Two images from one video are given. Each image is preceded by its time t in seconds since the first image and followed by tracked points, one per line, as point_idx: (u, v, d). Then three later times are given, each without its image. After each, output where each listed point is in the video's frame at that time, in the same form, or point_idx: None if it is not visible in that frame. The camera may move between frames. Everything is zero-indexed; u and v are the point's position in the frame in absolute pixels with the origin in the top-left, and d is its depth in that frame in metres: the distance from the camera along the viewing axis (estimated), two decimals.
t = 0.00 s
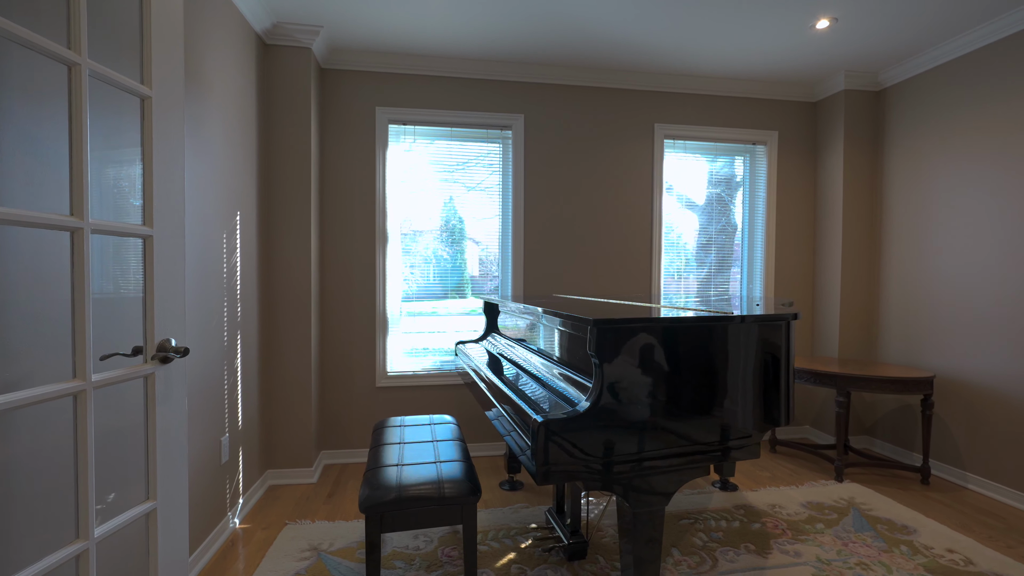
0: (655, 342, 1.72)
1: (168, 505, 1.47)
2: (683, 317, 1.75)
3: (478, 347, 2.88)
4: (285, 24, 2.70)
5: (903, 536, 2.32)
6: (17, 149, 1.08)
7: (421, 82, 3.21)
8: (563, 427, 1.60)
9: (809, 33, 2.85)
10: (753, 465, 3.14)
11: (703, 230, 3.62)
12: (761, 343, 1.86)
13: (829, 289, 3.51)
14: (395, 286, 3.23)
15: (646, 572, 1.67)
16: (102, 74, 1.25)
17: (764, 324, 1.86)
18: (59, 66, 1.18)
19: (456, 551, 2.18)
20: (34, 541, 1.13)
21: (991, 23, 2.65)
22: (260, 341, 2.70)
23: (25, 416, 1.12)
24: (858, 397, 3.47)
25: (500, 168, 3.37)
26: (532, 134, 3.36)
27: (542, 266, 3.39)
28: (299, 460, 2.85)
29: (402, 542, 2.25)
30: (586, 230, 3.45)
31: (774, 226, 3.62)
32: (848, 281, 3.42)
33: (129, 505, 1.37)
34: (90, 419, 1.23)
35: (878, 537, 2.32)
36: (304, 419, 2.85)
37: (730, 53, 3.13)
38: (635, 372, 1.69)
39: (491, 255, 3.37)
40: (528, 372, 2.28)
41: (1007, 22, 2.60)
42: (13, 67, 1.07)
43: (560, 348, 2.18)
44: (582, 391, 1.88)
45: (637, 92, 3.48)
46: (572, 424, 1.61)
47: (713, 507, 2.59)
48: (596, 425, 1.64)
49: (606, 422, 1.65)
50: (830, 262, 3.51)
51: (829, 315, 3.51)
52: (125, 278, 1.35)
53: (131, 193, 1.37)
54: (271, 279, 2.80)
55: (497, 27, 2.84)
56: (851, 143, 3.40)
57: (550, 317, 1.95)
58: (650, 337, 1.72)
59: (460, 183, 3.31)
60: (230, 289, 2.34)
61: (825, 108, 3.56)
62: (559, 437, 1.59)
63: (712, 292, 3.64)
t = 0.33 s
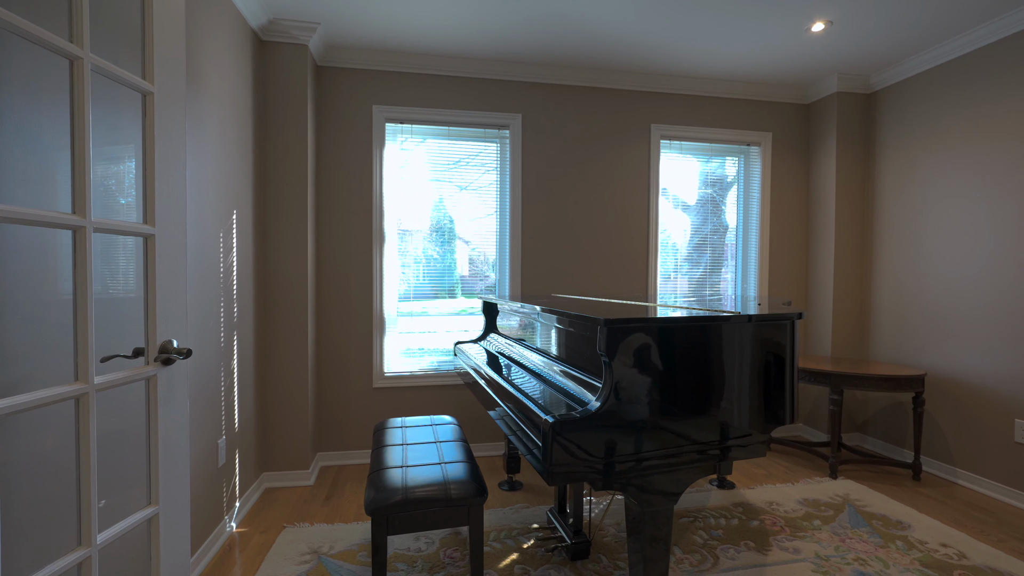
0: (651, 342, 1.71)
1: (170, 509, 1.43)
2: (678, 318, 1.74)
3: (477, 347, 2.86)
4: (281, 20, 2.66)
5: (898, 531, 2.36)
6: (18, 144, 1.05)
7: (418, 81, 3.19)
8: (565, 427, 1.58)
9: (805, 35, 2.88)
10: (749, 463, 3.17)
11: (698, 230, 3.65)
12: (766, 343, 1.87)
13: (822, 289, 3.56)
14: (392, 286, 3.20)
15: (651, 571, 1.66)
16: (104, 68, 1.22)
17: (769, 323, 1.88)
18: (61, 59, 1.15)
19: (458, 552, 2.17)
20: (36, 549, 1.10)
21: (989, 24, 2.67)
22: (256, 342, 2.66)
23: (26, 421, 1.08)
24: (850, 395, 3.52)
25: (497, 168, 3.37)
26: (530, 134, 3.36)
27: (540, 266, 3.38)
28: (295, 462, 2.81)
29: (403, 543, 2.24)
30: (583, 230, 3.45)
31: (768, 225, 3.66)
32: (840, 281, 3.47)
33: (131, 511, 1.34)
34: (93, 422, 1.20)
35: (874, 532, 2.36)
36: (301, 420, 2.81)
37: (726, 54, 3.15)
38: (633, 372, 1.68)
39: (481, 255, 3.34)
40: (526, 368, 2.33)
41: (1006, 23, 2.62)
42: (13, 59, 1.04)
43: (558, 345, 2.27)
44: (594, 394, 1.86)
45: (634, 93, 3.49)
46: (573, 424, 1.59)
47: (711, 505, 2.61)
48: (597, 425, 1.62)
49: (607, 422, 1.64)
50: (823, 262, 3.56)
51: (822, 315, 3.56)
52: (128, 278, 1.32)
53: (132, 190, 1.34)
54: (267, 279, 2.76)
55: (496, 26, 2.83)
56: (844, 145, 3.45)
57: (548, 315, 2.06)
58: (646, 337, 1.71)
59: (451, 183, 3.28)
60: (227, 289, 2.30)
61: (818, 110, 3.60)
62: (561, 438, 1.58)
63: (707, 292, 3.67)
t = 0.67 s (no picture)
0: (642, 342, 1.71)
1: (168, 515, 1.40)
2: (667, 318, 1.73)
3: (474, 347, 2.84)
4: (274, 16, 2.62)
5: (888, 525, 2.42)
6: (12, 138, 1.01)
7: (411, 79, 3.17)
8: (571, 426, 1.58)
9: (795, 39, 2.93)
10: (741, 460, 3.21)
11: (690, 230, 3.68)
12: (768, 342, 1.89)
13: (810, 288, 3.63)
14: (385, 285, 3.17)
15: (653, 569, 1.66)
16: (101, 61, 1.19)
17: (770, 323, 1.90)
18: (57, 51, 1.11)
19: (457, 553, 2.15)
20: (32, 558, 1.06)
21: (975, 29, 2.73)
22: (248, 343, 2.61)
23: (21, 425, 1.05)
24: (837, 393, 3.59)
25: (491, 167, 3.36)
26: (524, 134, 3.36)
27: (534, 266, 3.38)
28: (287, 464, 2.77)
29: (401, 546, 2.22)
30: (577, 230, 3.46)
31: (758, 226, 3.71)
32: (829, 280, 3.54)
33: (128, 516, 1.30)
34: (90, 427, 1.17)
35: (864, 526, 2.41)
36: (293, 422, 2.77)
37: (717, 56, 3.19)
38: (626, 373, 1.67)
39: (467, 254, 3.31)
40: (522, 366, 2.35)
41: (991, 29, 2.68)
42: (6, 50, 1.00)
43: (552, 344, 2.30)
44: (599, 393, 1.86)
45: (626, 94, 3.51)
46: (579, 423, 1.59)
47: (706, 502, 2.64)
48: (596, 425, 1.62)
49: (605, 422, 1.63)
50: (811, 262, 3.62)
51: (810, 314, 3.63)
52: (123, 277, 1.29)
53: (129, 187, 1.31)
54: (259, 279, 2.72)
55: (492, 24, 2.82)
56: (831, 147, 3.52)
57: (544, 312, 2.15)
58: (638, 337, 1.71)
59: (443, 182, 3.26)
60: (219, 288, 2.25)
61: (806, 113, 3.67)
62: (561, 437, 1.57)
63: (700, 292, 3.71)
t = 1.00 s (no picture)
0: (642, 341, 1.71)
1: (171, 519, 1.37)
2: (661, 318, 1.72)
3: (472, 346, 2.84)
4: (270, 13, 2.58)
5: (881, 521, 2.46)
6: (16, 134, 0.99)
7: (408, 78, 3.15)
8: (581, 425, 1.58)
9: (790, 42, 2.97)
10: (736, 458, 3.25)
11: (685, 230, 3.72)
12: (771, 341, 1.92)
13: (802, 288, 3.68)
14: (382, 285, 3.15)
15: (659, 567, 1.67)
16: (105, 56, 1.16)
17: (773, 322, 1.93)
18: (61, 45, 1.09)
19: (459, 554, 2.15)
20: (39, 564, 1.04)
21: (964, 35, 2.80)
22: (244, 343, 2.57)
23: (26, 429, 1.02)
24: (829, 391, 3.65)
25: (488, 167, 3.35)
26: (521, 134, 3.36)
27: (531, 265, 3.39)
28: (283, 466, 2.73)
29: (402, 547, 2.20)
30: (573, 231, 3.47)
31: (751, 227, 3.76)
32: (820, 280, 3.59)
33: (132, 520, 1.28)
34: (94, 431, 1.14)
35: (858, 522, 2.45)
36: (289, 424, 2.74)
37: (713, 59, 3.22)
38: (632, 372, 1.68)
39: (460, 254, 3.29)
40: (519, 365, 2.38)
41: (979, 34, 2.75)
42: (11, 42, 0.97)
43: (548, 342, 2.33)
44: (604, 390, 1.85)
45: (622, 95, 3.53)
46: (589, 422, 1.59)
47: (703, 500, 2.67)
48: (600, 424, 1.61)
49: (608, 421, 1.62)
50: (803, 263, 3.68)
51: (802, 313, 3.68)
52: (127, 276, 1.26)
53: (132, 186, 1.28)
54: (254, 279, 2.68)
55: (490, 24, 2.82)
56: (823, 149, 3.58)
57: (538, 309, 2.20)
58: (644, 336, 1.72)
59: (440, 182, 3.25)
60: (216, 288, 2.22)
61: (798, 115, 3.72)
62: (566, 436, 1.56)
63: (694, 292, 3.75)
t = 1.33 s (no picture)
0: (645, 341, 1.73)
1: (168, 523, 1.35)
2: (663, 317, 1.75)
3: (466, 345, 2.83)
4: (261, 9, 2.55)
5: (868, 514, 2.52)
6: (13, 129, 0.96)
7: (401, 77, 3.13)
8: (585, 424, 1.59)
9: (779, 46, 3.03)
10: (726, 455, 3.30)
11: (674, 231, 3.77)
12: (768, 340, 1.95)
13: (789, 287, 3.76)
14: (375, 285, 3.13)
15: (660, 562, 1.69)
16: (104, 50, 1.13)
17: (770, 322, 1.97)
18: (59, 38, 1.06)
19: (456, 554, 2.14)
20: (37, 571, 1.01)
21: (945, 41, 2.88)
22: (235, 344, 2.53)
23: (24, 432, 0.99)
24: (815, 388, 3.73)
25: (481, 167, 3.35)
26: (513, 134, 3.36)
27: (525, 265, 3.39)
28: (275, 469, 2.70)
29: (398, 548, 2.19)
30: (566, 230, 3.49)
31: (740, 227, 3.82)
32: (807, 279, 3.67)
33: (130, 525, 1.25)
34: (93, 435, 1.11)
35: (846, 515, 2.51)
36: (281, 426, 2.70)
37: (703, 61, 3.27)
38: (635, 371, 1.70)
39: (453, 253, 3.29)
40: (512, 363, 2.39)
41: (960, 41, 2.84)
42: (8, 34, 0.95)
43: (540, 339, 2.35)
44: (603, 387, 1.87)
45: (613, 96, 3.56)
46: (594, 421, 1.61)
47: (696, 496, 2.71)
48: (605, 422, 1.63)
49: (607, 420, 1.63)
50: (790, 263, 3.75)
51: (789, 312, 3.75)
52: (125, 276, 1.23)
53: (130, 182, 1.25)
54: (245, 279, 2.64)
55: (484, 24, 2.82)
56: (809, 151, 3.66)
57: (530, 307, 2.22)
58: (647, 336, 1.74)
59: (434, 182, 3.24)
60: (207, 288, 2.18)
61: (785, 118, 3.80)
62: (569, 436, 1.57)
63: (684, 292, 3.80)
